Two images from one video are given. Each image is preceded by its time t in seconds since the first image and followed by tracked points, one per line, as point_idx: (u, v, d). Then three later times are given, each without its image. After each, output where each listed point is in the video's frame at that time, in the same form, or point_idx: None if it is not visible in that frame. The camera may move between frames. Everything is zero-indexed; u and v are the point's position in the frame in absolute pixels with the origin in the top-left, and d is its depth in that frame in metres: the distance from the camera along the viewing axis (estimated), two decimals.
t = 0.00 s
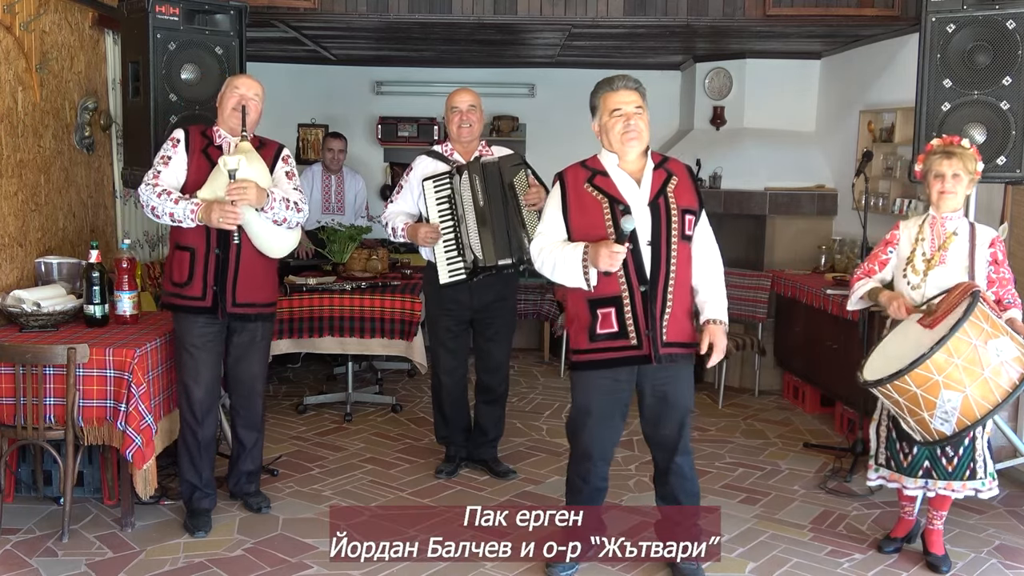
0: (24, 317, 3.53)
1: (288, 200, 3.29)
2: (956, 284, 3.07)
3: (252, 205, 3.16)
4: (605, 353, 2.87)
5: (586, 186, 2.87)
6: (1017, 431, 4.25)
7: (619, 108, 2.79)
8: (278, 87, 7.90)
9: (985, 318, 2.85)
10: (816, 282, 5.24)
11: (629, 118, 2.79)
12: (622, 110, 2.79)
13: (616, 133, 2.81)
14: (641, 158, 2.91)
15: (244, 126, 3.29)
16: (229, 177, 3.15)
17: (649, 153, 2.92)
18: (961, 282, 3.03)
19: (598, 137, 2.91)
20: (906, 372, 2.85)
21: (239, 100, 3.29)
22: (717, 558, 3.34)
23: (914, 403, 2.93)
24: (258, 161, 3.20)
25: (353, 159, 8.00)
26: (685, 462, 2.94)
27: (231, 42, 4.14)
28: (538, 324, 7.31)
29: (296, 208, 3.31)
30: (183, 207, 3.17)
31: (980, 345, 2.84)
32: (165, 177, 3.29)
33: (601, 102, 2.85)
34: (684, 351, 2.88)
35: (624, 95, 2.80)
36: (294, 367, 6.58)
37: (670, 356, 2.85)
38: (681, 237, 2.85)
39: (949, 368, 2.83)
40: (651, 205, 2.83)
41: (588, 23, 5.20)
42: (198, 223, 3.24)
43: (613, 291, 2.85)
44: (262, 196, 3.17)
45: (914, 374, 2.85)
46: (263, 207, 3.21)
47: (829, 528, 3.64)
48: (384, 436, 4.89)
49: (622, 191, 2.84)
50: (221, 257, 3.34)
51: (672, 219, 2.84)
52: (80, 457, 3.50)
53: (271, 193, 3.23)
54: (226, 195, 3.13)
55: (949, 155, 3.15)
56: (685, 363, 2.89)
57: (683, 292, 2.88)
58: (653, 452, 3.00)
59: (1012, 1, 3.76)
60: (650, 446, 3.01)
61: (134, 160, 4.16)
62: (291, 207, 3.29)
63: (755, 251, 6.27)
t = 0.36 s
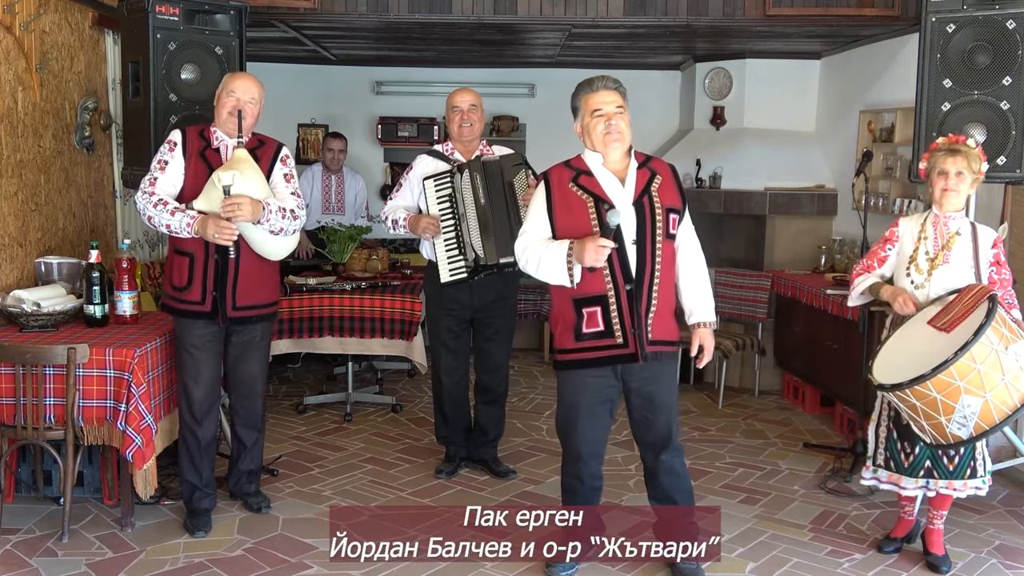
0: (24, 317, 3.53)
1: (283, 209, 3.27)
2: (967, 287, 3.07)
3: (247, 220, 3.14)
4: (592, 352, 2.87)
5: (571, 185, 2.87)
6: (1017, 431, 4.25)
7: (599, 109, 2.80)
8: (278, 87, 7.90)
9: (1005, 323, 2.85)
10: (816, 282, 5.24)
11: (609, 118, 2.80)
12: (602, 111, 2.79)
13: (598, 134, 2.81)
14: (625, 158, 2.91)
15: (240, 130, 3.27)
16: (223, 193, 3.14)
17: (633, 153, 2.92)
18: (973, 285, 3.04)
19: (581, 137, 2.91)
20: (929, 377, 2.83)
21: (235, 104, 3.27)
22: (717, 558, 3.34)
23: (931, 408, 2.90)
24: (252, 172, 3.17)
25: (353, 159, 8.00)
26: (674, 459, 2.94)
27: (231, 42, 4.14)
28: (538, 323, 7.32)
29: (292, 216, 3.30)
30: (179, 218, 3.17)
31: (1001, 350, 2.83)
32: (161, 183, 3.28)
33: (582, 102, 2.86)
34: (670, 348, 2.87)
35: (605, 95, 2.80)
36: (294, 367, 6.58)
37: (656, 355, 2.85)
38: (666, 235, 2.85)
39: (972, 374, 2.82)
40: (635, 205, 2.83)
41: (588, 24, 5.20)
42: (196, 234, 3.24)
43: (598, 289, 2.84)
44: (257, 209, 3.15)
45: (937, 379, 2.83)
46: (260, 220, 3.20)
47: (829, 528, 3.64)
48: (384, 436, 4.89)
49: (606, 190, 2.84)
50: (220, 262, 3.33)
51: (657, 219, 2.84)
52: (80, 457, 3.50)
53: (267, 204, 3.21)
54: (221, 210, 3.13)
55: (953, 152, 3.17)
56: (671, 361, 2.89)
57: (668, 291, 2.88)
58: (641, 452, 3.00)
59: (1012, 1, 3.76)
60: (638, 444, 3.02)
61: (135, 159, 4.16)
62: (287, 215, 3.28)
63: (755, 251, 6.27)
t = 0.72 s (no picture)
0: (24, 317, 3.53)
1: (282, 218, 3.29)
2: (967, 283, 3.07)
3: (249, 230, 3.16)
4: (584, 350, 2.88)
5: (565, 183, 2.88)
6: (1017, 430, 4.25)
7: (595, 108, 2.79)
8: (278, 87, 7.90)
9: (1003, 317, 2.84)
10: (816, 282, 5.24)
11: (604, 118, 2.80)
12: (598, 110, 2.79)
13: (593, 132, 2.82)
14: (622, 156, 2.91)
15: (239, 134, 3.27)
16: (225, 204, 3.14)
17: (631, 152, 2.92)
18: (971, 282, 3.03)
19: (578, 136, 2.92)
20: (927, 373, 2.82)
21: (234, 108, 3.27)
22: (717, 558, 3.34)
23: (932, 404, 2.90)
24: (253, 182, 3.18)
25: (353, 159, 8.00)
26: (673, 460, 2.93)
27: (231, 42, 4.15)
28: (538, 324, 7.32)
29: (291, 224, 3.32)
30: (179, 225, 3.17)
31: (999, 345, 2.82)
32: (158, 187, 3.26)
33: (581, 102, 2.87)
34: (662, 348, 2.87)
35: (602, 95, 2.80)
36: (294, 367, 6.58)
37: (646, 353, 2.85)
38: (658, 234, 2.84)
39: (971, 369, 2.81)
40: (628, 203, 2.83)
41: (588, 24, 5.20)
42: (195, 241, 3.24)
43: (588, 288, 2.87)
44: (259, 219, 3.17)
45: (935, 375, 2.83)
46: (262, 230, 3.21)
47: (829, 528, 3.64)
48: (384, 436, 4.89)
49: (600, 188, 2.84)
50: (219, 266, 3.33)
51: (649, 217, 2.83)
52: (80, 457, 3.50)
53: (268, 214, 3.22)
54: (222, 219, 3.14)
55: (939, 153, 3.17)
56: (667, 361, 2.88)
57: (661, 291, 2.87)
58: (641, 451, 3.00)
59: (1012, 1, 3.75)
60: (638, 444, 3.02)
61: (134, 159, 4.16)
62: (287, 223, 3.31)
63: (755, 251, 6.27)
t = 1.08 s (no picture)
0: (24, 317, 3.53)
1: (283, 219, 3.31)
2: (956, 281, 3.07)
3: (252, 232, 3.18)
4: (581, 348, 2.90)
5: (569, 182, 2.90)
6: (1017, 430, 4.25)
7: (598, 106, 2.80)
8: (278, 87, 7.90)
9: (983, 313, 2.85)
10: (816, 282, 5.25)
11: (606, 116, 2.80)
12: (601, 108, 2.80)
13: (595, 130, 2.82)
14: (629, 154, 2.91)
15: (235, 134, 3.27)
16: (228, 206, 3.15)
17: (639, 150, 2.91)
18: (956, 280, 3.00)
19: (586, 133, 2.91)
20: (901, 366, 2.86)
21: (229, 108, 3.27)
22: (717, 557, 3.34)
23: (910, 398, 2.93)
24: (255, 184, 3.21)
25: (353, 159, 8.00)
26: (677, 462, 2.92)
27: (231, 42, 4.15)
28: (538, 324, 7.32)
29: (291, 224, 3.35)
30: (180, 228, 3.15)
31: (977, 340, 2.84)
32: (156, 189, 3.25)
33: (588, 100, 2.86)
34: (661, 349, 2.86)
35: (607, 93, 2.80)
36: (295, 367, 6.58)
37: (643, 354, 2.84)
38: (657, 235, 2.83)
39: (946, 363, 2.84)
40: (628, 203, 2.83)
41: (588, 23, 5.21)
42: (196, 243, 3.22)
43: (583, 286, 2.88)
44: (262, 221, 3.19)
45: (910, 368, 2.86)
46: (263, 232, 3.23)
47: (829, 528, 3.64)
48: (384, 436, 4.89)
49: (602, 188, 2.85)
50: (218, 267, 3.33)
51: (649, 217, 2.82)
52: (80, 457, 3.51)
53: (269, 215, 3.25)
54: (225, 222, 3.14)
55: (936, 153, 3.15)
56: (668, 362, 2.88)
57: (661, 292, 2.85)
58: (644, 453, 2.99)
59: (1012, 1, 3.75)
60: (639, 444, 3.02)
61: (135, 159, 4.16)
62: (288, 223, 3.33)
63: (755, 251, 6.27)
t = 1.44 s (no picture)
0: (24, 317, 3.53)
1: (283, 216, 3.30)
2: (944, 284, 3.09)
3: (253, 232, 3.18)
4: (596, 348, 2.91)
5: (593, 180, 2.92)
6: (1017, 430, 4.25)
7: (629, 105, 2.80)
8: (278, 87, 7.89)
9: (962, 321, 2.89)
10: (816, 282, 5.25)
11: (635, 116, 2.81)
12: (631, 108, 2.80)
13: (623, 130, 2.83)
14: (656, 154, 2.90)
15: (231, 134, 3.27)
16: (226, 207, 3.14)
17: (668, 152, 2.90)
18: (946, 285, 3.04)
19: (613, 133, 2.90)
20: (877, 372, 2.91)
21: (223, 108, 3.27)
22: (717, 557, 3.34)
23: (887, 402, 2.99)
24: (253, 185, 3.19)
25: (353, 159, 8.00)
26: (683, 463, 2.92)
27: (231, 42, 4.15)
28: (538, 324, 7.32)
29: (291, 221, 3.33)
30: (181, 233, 3.16)
31: (954, 349, 2.88)
32: (153, 195, 3.25)
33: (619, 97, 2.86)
34: (676, 352, 2.85)
35: (639, 92, 2.80)
36: (295, 367, 6.58)
37: (655, 357, 2.84)
38: (676, 238, 2.82)
39: (921, 370, 2.88)
40: (648, 204, 2.82)
41: (588, 23, 5.20)
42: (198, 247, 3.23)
43: (600, 287, 2.89)
44: (261, 220, 3.18)
45: (885, 374, 2.91)
46: (264, 231, 3.22)
47: (829, 528, 3.64)
48: (384, 436, 4.89)
49: (624, 188, 2.86)
50: (219, 269, 3.32)
51: (669, 219, 2.81)
52: (80, 457, 3.51)
53: (268, 214, 3.23)
54: (225, 224, 3.14)
55: (939, 151, 3.16)
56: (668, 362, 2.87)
57: (677, 295, 2.84)
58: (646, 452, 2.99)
59: (1012, 1, 3.75)
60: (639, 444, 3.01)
61: (134, 159, 4.16)
62: (288, 221, 3.32)
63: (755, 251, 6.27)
